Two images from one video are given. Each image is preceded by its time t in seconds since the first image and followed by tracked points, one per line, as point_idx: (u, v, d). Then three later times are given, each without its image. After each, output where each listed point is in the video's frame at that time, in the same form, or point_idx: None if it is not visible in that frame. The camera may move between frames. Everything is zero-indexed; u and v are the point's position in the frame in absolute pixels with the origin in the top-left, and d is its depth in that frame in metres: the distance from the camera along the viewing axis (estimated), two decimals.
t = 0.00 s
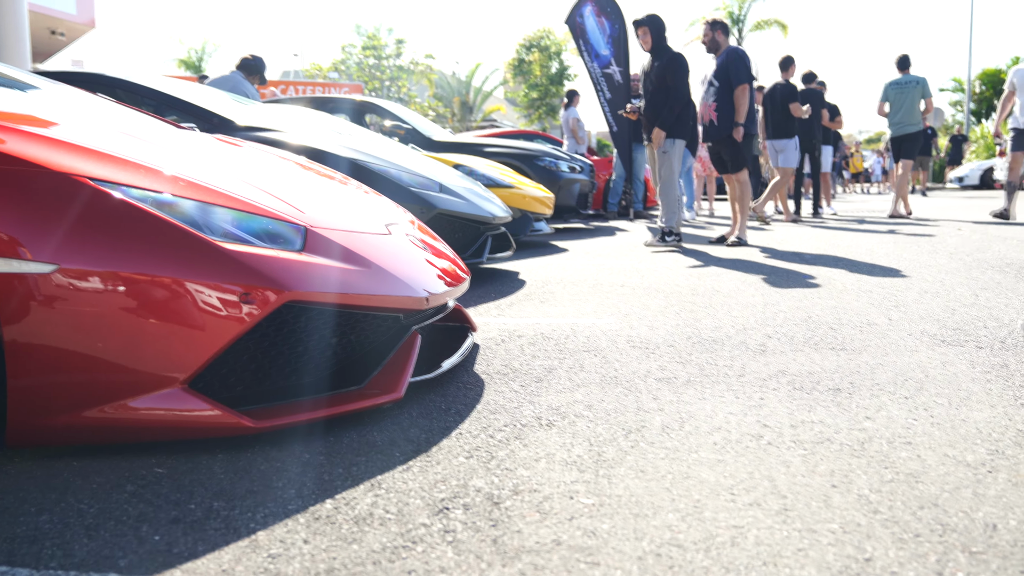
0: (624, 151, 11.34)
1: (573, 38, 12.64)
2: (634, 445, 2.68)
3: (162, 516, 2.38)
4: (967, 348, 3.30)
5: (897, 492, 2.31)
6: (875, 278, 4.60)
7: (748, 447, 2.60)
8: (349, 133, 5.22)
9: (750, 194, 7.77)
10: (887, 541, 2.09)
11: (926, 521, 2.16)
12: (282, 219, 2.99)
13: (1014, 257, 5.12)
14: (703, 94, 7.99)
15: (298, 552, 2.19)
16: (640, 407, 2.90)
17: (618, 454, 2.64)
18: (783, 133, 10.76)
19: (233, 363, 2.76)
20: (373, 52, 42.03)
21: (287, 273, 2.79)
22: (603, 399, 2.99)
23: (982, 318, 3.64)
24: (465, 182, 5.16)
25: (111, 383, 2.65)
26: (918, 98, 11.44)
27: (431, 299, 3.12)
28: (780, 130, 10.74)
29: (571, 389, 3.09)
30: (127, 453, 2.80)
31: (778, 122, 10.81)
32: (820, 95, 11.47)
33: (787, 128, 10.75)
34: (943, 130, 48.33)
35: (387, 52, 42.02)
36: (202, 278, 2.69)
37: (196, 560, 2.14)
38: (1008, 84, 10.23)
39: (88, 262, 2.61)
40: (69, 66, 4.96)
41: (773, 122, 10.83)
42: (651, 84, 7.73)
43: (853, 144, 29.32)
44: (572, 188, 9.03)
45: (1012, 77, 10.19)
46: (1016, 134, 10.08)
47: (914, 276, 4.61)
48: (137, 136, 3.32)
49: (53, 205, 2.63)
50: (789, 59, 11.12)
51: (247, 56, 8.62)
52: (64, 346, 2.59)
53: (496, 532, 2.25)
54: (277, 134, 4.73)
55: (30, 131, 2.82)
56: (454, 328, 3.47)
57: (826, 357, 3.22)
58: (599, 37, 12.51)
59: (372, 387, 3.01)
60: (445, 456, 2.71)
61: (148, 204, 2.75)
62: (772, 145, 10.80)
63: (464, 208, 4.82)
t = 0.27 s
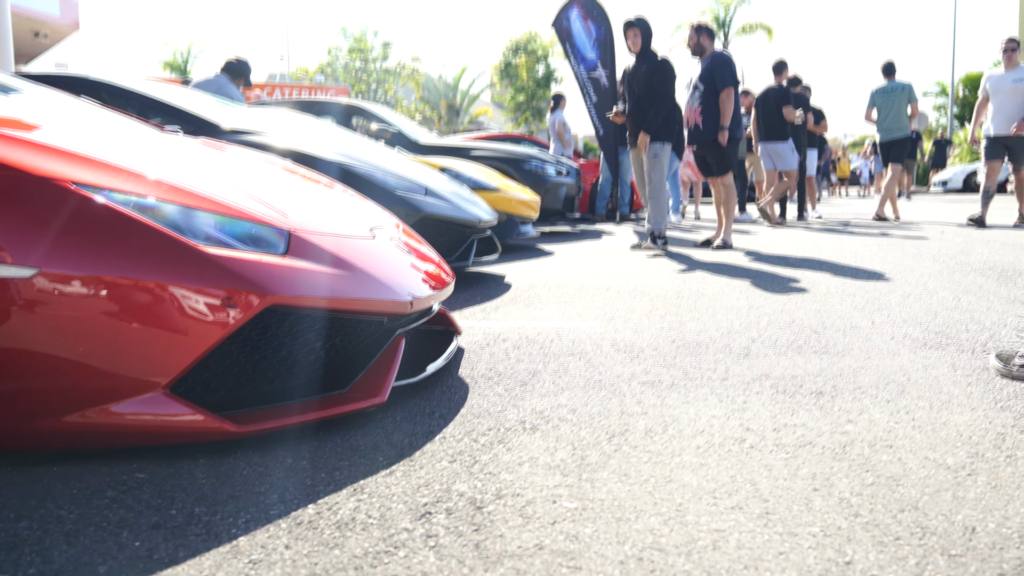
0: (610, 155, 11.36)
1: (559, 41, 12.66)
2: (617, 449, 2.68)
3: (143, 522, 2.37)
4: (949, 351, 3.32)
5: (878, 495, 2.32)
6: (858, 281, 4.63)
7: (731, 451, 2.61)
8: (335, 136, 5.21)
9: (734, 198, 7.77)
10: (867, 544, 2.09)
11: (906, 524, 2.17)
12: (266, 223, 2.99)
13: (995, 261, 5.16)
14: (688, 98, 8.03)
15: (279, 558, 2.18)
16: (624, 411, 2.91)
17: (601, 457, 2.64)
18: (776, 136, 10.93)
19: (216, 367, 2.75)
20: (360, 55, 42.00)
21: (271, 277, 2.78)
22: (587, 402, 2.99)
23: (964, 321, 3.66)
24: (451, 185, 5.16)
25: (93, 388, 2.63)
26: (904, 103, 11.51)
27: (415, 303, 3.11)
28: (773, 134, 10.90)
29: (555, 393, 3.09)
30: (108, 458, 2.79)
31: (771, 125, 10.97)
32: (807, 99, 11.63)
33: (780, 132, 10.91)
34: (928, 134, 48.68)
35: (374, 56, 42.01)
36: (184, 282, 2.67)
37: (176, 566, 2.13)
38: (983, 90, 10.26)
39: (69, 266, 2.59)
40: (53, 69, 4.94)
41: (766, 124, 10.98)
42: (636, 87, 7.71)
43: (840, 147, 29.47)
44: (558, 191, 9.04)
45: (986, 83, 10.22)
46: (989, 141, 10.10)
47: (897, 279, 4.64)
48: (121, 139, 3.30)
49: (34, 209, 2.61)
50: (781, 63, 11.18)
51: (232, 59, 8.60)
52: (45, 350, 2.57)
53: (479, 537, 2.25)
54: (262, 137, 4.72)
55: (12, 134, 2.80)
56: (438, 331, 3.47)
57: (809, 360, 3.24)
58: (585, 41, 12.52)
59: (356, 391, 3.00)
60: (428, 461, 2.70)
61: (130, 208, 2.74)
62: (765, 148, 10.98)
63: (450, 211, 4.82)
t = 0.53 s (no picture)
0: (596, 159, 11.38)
1: (545, 45, 12.68)
2: (600, 453, 2.68)
3: (121, 528, 2.35)
4: (930, 354, 3.33)
5: (858, 498, 2.32)
6: (841, 285, 4.65)
7: (712, 455, 2.61)
8: (320, 140, 5.20)
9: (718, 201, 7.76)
10: (846, 548, 2.10)
11: (885, 527, 2.18)
12: (247, 227, 2.98)
13: (977, 264, 5.19)
14: (673, 102, 8.07)
15: (258, 564, 2.16)
16: (607, 415, 2.91)
17: (584, 462, 2.63)
18: (769, 140, 10.97)
19: (197, 372, 2.74)
20: (346, 59, 41.94)
21: (252, 281, 2.77)
22: (570, 406, 2.99)
23: (945, 325, 3.68)
24: (436, 189, 5.15)
25: (72, 393, 2.61)
26: (889, 107, 11.58)
27: (398, 307, 3.11)
28: (767, 138, 10.94)
29: (538, 397, 3.08)
30: (88, 464, 2.77)
31: (765, 129, 11.01)
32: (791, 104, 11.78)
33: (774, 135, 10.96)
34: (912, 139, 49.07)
35: (359, 59, 41.98)
36: (165, 287, 2.66)
37: (154, 573, 2.11)
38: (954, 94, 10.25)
39: (49, 271, 2.57)
40: (35, 70, 4.91)
41: (759, 128, 11.01)
42: (621, 90, 7.69)
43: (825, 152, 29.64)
44: (543, 195, 9.04)
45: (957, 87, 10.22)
46: (961, 146, 10.24)
47: (880, 283, 4.66)
48: (102, 143, 3.28)
49: (14, 213, 2.59)
50: (773, 68, 11.24)
51: (216, 62, 8.58)
52: (24, 355, 2.55)
53: (460, 542, 2.25)
54: (245, 141, 4.71)
55: None
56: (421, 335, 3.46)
57: (791, 364, 3.25)
58: (570, 45, 12.55)
59: (338, 395, 2.99)
60: (410, 466, 2.69)
61: (110, 213, 2.72)
62: (758, 152, 11.00)
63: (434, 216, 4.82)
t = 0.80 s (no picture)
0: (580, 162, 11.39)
1: (529, 49, 12.70)
2: (580, 457, 2.67)
3: (97, 535, 2.33)
4: (910, 358, 3.35)
5: (836, 502, 2.33)
6: (822, 288, 4.67)
7: (692, 458, 2.62)
8: (303, 144, 5.19)
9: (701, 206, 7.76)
10: (824, 552, 2.10)
11: (862, 531, 2.18)
12: (227, 232, 2.96)
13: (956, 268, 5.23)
14: (658, 106, 8.10)
15: (235, 570, 2.15)
16: (588, 419, 2.91)
17: (564, 466, 2.63)
18: (760, 146, 11.08)
19: (176, 377, 2.72)
20: (329, 62, 41.84)
21: (232, 286, 2.76)
22: (551, 411, 2.99)
23: (925, 328, 3.71)
24: (419, 193, 5.15)
25: (50, 398, 2.59)
26: (874, 111, 11.57)
27: (379, 312, 3.10)
28: (758, 144, 11.07)
29: (519, 402, 3.08)
30: (65, 470, 2.74)
31: (756, 135, 11.11)
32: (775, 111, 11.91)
33: (765, 141, 11.09)
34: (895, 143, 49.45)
35: (343, 62, 41.91)
36: (144, 291, 2.64)
37: None
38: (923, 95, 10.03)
39: (28, 275, 2.55)
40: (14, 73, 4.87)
41: (750, 134, 11.10)
42: (604, 93, 7.68)
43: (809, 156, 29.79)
44: (527, 199, 9.04)
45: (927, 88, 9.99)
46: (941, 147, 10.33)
47: (862, 287, 4.69)
48: (81, 146, 3.26)
49: None
50: (766, 76, 11.29)
51: (198, 64, 8.55)
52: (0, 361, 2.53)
53: (439, 547, 2.24)
54: (227, 145, 4.70)
55: None
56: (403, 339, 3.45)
57: (772, 368, 3.26)
58: (555, 49, 12.51)
59: (319, 400, 2.97)
60: (390, 471, 2.69)
61: (88, 217, 2.70)
62: (749, 156, 11.12)
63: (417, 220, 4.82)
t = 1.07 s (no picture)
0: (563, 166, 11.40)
1: (512, 53, 12.71)
2: (558, 461, 2.67)
3: (71, 542, 2.31)
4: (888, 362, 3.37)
5: (812, 505, 2.34)
6: (802, 292, 4.70)
7: (670, 462, 2.62)
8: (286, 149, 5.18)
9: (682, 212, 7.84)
10: (800, 555, 2.10)
11: (838, 534, 2.19)
12: (204, 236, 2.95)
13: (934, 272, 5.27)
14: (640, 110, 8.11)
15: None
16: (567, 423, 2.91)
17: (542, 470, 2.63)
18: (752, 151, 11.13)
19: (152, 382, 2.69)
20: (312, 64, 41.70)
21: (209, 290, 2.74)
22: (530, 415, 2.99)
23: (903, 332, 3.73)
24: (400, 197, 5.14)
25: (24, 403, 2.56)
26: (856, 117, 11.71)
27: (357, 316, 3.08)
28: (750, 149, 11.12)
29: (498, 406, 3.08)
30: (39, 477, 2.71)
31: (748, 141, 11.17)
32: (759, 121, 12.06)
33: (754, 147, 11.18)
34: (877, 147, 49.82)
35: (327, 65, 41.79)
36: (120, 295, 2.62)
37: None
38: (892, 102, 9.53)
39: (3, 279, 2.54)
40: None
41: (742, 139, 11.16)
42: (586, 94, 7.67)
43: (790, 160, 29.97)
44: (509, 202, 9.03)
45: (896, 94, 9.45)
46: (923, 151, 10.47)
47: (841, 291, 4.72)
48: (59, 150, 3.24)
49: None
50: (755, 81, 11.41)
51: (179, 66, 8.51)
52: None
53: (416, 553, 2.23)
54: (207, 148, 4.68)
55: None
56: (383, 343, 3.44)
57: (751, 371, 3.27)
58: (537, 53, 12.55)
59: (297, 405, 2.95)
60: (368, 476, 2.68)
61: (63, 220, 2.69)
62: (742, 162, 11.17)
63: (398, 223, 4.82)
